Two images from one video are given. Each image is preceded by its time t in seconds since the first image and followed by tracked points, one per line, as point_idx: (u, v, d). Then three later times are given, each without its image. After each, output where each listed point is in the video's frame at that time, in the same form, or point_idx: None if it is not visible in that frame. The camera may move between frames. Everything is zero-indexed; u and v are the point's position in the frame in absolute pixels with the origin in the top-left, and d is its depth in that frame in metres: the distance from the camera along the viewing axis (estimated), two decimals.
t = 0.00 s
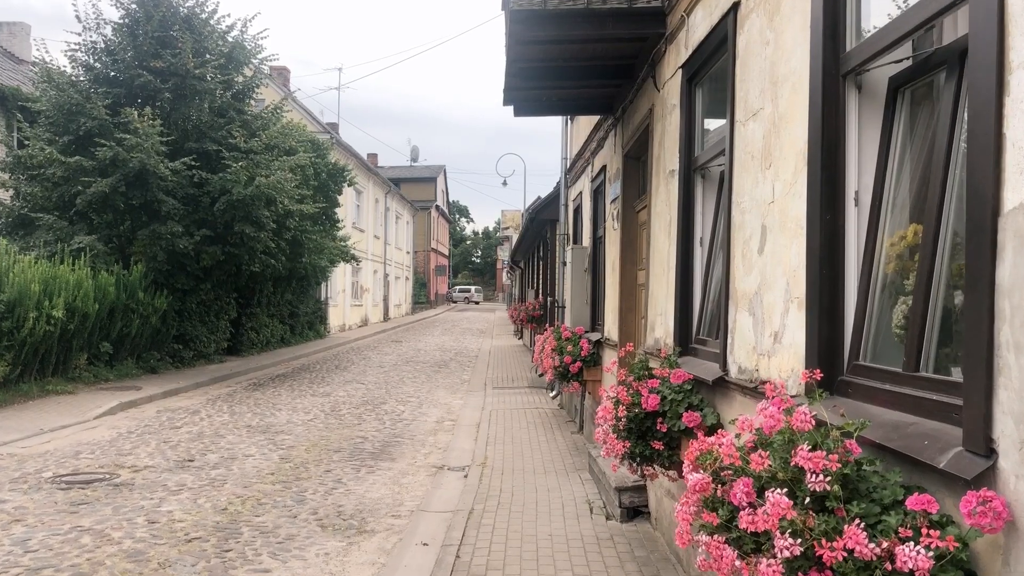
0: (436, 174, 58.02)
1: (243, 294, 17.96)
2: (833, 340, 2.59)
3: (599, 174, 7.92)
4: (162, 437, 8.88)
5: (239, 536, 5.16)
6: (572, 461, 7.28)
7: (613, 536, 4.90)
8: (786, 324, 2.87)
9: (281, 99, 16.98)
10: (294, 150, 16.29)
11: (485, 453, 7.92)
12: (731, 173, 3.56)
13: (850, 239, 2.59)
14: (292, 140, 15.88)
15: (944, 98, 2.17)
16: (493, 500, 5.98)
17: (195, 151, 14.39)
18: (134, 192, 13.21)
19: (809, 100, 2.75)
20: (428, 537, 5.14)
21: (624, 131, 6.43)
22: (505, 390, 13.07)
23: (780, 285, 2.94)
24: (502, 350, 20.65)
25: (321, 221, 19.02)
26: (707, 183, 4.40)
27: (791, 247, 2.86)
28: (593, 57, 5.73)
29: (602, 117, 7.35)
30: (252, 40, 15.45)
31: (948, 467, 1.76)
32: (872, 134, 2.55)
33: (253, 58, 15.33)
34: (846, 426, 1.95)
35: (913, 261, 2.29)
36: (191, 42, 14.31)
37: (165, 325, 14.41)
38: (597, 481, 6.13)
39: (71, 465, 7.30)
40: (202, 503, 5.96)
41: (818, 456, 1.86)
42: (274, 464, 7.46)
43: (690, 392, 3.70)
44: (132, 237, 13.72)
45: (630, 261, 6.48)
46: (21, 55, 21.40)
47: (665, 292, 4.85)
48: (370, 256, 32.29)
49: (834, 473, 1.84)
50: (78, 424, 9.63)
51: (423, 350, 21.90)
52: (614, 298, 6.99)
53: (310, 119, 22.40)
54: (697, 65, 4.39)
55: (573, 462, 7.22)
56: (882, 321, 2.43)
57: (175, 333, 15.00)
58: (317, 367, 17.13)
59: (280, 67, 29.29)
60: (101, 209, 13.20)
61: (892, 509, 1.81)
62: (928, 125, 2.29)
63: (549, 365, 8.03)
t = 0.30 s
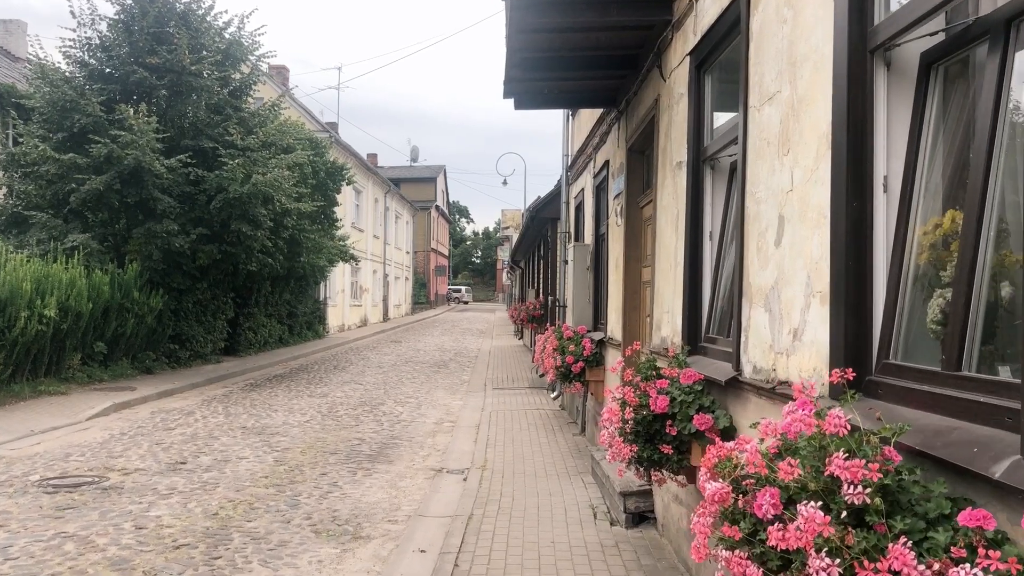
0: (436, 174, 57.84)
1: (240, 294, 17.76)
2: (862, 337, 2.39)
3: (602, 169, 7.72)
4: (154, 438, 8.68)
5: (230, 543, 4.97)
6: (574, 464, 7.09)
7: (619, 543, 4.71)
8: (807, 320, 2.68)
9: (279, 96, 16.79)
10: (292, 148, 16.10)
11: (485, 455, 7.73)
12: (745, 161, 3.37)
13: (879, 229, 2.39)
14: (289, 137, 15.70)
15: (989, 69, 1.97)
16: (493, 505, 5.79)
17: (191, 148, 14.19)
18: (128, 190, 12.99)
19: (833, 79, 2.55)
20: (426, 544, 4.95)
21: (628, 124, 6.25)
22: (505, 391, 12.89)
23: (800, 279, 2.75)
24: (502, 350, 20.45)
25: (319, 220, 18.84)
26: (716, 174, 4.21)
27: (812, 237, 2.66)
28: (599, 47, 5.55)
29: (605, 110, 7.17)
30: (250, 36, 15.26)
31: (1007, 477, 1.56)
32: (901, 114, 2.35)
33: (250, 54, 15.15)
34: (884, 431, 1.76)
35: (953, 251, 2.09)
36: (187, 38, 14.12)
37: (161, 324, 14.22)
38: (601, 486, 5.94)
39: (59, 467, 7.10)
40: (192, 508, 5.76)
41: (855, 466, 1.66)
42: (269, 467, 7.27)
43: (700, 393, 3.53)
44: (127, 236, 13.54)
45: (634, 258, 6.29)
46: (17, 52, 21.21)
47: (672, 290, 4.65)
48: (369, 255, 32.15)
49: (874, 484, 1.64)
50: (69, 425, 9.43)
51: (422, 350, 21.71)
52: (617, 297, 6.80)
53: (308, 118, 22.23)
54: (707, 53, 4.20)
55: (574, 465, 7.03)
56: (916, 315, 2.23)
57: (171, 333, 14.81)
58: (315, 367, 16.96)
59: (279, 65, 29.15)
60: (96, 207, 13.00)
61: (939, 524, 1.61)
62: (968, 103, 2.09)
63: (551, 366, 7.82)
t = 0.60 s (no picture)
0: (436, 173, 57.68)
1: (238, 294, 17.59)
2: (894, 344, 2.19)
3: (605, 167, 7.53)
4: (146, 442, 8.50)
5: (219, 553, 4.77)
6: (576, 470, 6.90)
7: (624, 555, 4.51)
8: (831, 325, 2.49)
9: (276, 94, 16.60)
10: (290, 146, 15.91)
11: (484, 460, 7.54)
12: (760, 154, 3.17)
13: (912, 225, 2.19)
14: (286, 135, 15.51)
15: None
16: (493, 513, 5.59)
17: (186, 146, 13.99)
18: (122, 188, 12.79)
19: (860, 63, 2.35)
20: (423, 555, 4.75)
21: (632, 120, 6.06)
22: (505, 393, 12.71)
23: (823, 280, 2.56)
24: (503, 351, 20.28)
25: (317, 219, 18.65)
26: (727, 169, 4.02)
27: (837, 234, 2.46)
28: (604, 38, 5.35)
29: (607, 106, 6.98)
30: (247, 34, 15.08)
31: None
32: (935, 102, 2.15)
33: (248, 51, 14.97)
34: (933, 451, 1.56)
35: (1000, 249, 1.89)
36: (183, 34, 13.93)
37: (156, 325, 14.03)
38: (604, 493, 5.75)
39: (47, 473, 6.91)
40: (181, 516, 5.56)
41: (901, 493, 1.46)
42: (263, 472, 7.08)
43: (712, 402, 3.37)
44: (122, 235, 13.36)
45: (638, 257, 6.09)
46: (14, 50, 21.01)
47: (679, 291, 4.46)
48: (368, 255, 32.01)
49: (924, 514, 1.44)
50: (61, 429, 9.25)
51: (421, 351, 21.54)
52: (620, 297, 6.60)
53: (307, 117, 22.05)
54: (717, 42, 4.00)
55: (576, 471, 6.84)
56: (956, 319, 2.03)
57: (167, 334, 14.61)
58: (314, 368, 16.78)
59: (277, 64, 28.97)
60: (90, 206, 12.80)
61: (997, 561, 1.39)
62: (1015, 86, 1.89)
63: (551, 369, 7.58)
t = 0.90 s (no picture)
0: (436, 174, 57.50)
1: (235, 295, 17.42)
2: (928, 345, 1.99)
3: (606, 164, 7.35)
4: (136, 445, 8.30)
5: (205, 563, 4.58)
6: (576, 475, 6.70)
7: (627, 565, 4.31)
8: (854, 324, 2.30)
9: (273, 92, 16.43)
10: (287, 145, 15.72)
11: (482, 464, 7.35)
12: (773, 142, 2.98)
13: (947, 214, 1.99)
14: (283, 134, 15.33)
15: None
16: (491, 521, 5.39)
17: (181, 145, 13.80)
18: (116, 187, 12.57)
19: (888, 38, 2.15)
20: (418, 564, 4.56)
21: (635, 113, 5.89)
22: (504, 395, 12.52)
23: (844, 276, 2.37)
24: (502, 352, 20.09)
25: (315, 219, 18.48)
26: (736, 161, 3.84)
27: (860, 226, 2.27)
28: (607, 28, 5.18)
29: (609, 100, 6.80)
30: (243, 30, 14.91)
31: None
32: (973, 79, 1.96)
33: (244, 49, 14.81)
34: (986, 467, 1.38)
35: None
36: (178, 31, 13.74)
37: (151, 326, 13.83)
38: (607, 499, 5.57)
39: (34, 477, 6.71)
40: (167, 523, 5.36)
41: (957, 516, 1.27)
42: (255, 477, 6.88)
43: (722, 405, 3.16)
44: (116, 235, 13.18)
45: (641, 255, 5.90)
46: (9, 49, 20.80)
47: (685, 290, 4.26)
48: (367, 256, 31.84)
49: (982, 539, 1.25)
50: (50, 432, 9.05)
51: (420, 351, 21.36)
52: (622, 297, 6.40)
53: (305, 116, 21.88)
54: (725, 29, 3.82)
55: (577, 476, 6.65)
56: (998, 317, 1.84)
57: (162, 335, 14.42)
58: (311, 369, 16.60)
59: (276, 64, 28.83)
60: (83, 206, 12.61)
61: None
62: None
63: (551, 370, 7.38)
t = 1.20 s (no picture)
0: (436, 172, 57.26)
1: (230, 293, 17.20)
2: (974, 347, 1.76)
3: (608, 157, 7.12)
4: (124, 447, 8.08)
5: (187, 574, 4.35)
6: (576, 479, 6.49)
7: None
8: (884, 323, 2.07)
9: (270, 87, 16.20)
10: (282, 141, 15.49)
11: (479, 467, 7.13)
12: (789, 126, 2.75)
13: (995, 199, 1.76)
14: (279, 129, 15.09)
15: None
16: (488, 528, 5.17)
17: (174, 140, 13.56)
18: (107, 183, 12.33)
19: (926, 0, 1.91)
20: None
21: (638, 104, 5.67)
22: (503, 395, 12.31)
23: (872, 270, 2.14)
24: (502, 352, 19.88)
25: (312, 216, 18.26)
26: (747, 149, 3.61)
27: (892, 214, 2.04)
28: (611, 13, 4.95)
29: (612, 90, 6.57)
30: (239, 25, 14.67)
31: None
32: None
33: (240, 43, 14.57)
34: None
35: None
36: (171, 24, 13.49)
37: (144, 325, 13.60)
38: (608, 506, 5.34)
39: (15, 481, 6.49)
40: (150, 531, 5.13)
41: None
42: (245, 481, 6.66)
43: (734, 410, 2.96)
44: (108, 232, 12.96)
45: (644, 251, 5.67)
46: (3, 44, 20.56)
47: (693, 287, 4.03)
48: (366, 254, 31.63)
49: None
50: (37, 433, 8.83)
51: (418, 350, 21.13)
52: (624, 294, 6.17)
53: (302, 112, 21.65)
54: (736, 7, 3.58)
55: (577, 481, 6.43)
56: None
57: (155, 334, 14.20)
58: (308, 369, 16.39)
59: (274, 61, 28.59)
60: (74, 202, 12.38)
61: None
62: None
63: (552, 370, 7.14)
